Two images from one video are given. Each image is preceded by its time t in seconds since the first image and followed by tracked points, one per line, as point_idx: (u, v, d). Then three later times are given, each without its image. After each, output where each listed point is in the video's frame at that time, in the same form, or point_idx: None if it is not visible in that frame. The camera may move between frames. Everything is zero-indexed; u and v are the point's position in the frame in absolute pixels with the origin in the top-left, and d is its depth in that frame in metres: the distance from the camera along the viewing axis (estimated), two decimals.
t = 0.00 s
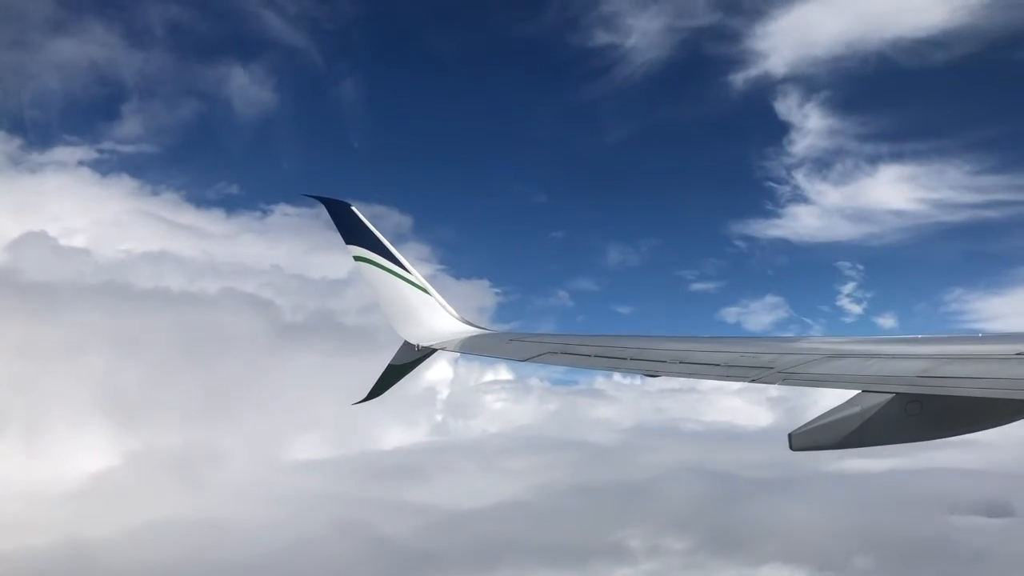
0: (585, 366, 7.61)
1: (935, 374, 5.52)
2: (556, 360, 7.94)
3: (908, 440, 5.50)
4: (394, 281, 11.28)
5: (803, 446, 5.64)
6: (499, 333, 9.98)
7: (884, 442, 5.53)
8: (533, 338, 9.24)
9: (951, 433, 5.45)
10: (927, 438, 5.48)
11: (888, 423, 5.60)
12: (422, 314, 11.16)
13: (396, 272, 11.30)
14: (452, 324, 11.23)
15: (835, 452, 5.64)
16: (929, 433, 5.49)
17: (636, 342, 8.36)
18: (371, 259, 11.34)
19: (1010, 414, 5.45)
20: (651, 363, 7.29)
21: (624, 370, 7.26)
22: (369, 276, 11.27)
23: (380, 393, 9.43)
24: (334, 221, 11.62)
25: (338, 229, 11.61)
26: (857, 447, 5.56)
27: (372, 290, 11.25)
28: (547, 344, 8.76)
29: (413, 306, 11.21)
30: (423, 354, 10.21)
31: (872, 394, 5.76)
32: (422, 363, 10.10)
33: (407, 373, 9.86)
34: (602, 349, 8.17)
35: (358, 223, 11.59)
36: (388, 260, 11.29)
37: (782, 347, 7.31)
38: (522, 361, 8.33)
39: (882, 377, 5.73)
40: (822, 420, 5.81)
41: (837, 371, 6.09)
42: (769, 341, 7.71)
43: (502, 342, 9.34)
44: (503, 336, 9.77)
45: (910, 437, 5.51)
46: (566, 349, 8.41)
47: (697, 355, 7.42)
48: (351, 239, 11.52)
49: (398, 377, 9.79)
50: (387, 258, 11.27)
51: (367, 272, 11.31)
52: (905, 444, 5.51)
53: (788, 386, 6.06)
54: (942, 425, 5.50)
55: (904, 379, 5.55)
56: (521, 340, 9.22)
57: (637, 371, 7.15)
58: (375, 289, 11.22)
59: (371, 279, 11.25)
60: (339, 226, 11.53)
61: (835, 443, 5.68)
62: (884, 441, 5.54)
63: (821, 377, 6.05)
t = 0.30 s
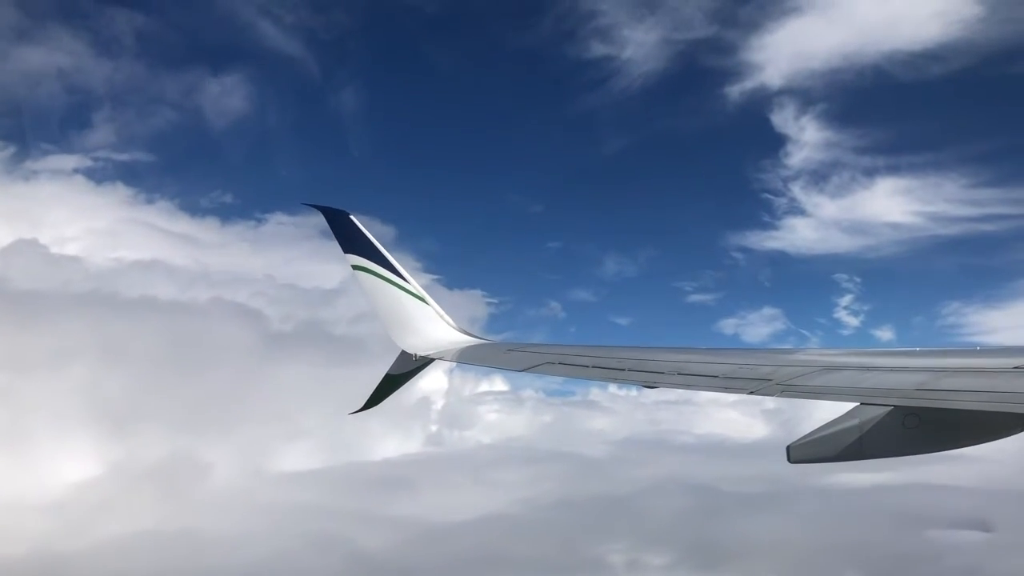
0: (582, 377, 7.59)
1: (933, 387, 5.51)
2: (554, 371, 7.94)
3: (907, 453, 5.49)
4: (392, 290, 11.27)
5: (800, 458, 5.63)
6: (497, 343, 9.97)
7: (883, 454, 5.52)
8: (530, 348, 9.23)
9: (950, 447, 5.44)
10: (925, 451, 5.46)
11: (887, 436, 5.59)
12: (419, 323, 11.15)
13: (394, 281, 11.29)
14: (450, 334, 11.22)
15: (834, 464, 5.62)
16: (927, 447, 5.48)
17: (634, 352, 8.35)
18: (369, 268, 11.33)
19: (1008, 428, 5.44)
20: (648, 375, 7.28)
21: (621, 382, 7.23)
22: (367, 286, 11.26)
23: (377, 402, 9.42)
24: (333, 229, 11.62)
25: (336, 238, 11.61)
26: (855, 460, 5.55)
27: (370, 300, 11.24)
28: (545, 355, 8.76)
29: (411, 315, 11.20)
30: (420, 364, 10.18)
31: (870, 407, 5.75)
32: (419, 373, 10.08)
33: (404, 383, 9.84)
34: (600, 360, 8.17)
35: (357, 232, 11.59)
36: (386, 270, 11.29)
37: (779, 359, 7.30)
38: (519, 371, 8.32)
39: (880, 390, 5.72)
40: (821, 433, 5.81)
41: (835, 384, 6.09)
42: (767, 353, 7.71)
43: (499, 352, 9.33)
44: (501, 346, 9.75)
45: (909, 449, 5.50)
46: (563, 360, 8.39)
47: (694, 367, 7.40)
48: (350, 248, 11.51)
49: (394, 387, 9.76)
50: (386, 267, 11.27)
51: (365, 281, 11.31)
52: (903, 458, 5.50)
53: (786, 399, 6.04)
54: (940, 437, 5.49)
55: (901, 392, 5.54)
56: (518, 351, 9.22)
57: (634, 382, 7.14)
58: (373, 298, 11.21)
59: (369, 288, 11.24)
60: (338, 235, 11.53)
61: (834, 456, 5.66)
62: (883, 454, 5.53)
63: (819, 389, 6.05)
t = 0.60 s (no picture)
0: (582, 384, 7.60)
1: (932, 395, 5.53)
2: (554, 378, 7.95)
3: (906, 461, 5.50)
4: (392, 296, 11.28)
5: (800, 465, 5.64)
6: (496, 349, 9.99)
7: (883, 462, 5.53)
8: (530, 355, 9.24)
9: (949, 455, 5.44)
10: (925, 459, 5.47)
11: (887, 443, 5.61)
12: (419, 330, 11.16)
13: (394, 287, 11.31)
14: (449, 341, 11.23)
15: (834, 472, 5.63)
16: (926, 454, 5.49)
17: (633, 360, 8.36)
18: (369, 274, 11.34)
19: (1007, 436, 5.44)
20: (648, 382, 7.29)
21: (620, 389, 7.24)
22: (366, 291, 11.27)
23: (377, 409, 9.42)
24: (332, 235, 11.64)
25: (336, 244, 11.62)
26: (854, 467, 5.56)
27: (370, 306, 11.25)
28: (544, 361, 8.77)
29: (411, 321, 11.20)
30: (420, 371, 10.19)
31: (869, 415, 5.76)
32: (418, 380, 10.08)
33: (403, 389, 9.84)
34: (600, 367, 8.18)
35: (356, 238, 11.61)
36: (386, 276, 11.30)
37: (779, 366, 7.31)
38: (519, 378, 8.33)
39: (879, 397, 5.73)
40: (820, 440, 5.82)
41: (834, 391, 6.09)
42: (766, 360, 7.72)
43: (499, 359, 9.33)
44: (500, 352, 9.76)
45: (908, 457, 5.51)
46: (563, 367, 8.40)
47: (694, 374, 7.41)
48: (350, 254, 11.53)
49: (394, 393, 9.77)
50: (385, 273, 11.29)
51: (365, 287, 11.32)
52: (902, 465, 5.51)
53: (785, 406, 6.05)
54: (940, 445, 5.50)
55: (901, 400, 5.55)
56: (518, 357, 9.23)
57: (634, 389, 7.15)
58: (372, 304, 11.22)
59: (369, 295, 11.25)
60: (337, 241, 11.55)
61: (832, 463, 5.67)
62: (882, 461, 5.53)
63: (818, 397, 6.06)
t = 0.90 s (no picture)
0: (582, 386, 7.61)
1: (932, 397, 5.54)
2: (554, 379, 7.95)
3: (906, 463, 5.49)
4: (391, 298, 11.28)
5: (799, 467, 5.64)
6: (496, 351, 9.99)
7: (883, 464, 5.52)
8: (530, 357, 9.25)
9: (949, 457, 5.44)
10: (925, 461, 5.47)
11: (887, 446, 5.61)
12: (419, 332, 11.16)
13: (394, 289, 11.31)
14: (449, 342, 11.23)
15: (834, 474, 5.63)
16: (926, 456, 5.49)
17: (633, 362, 8.37)
18: (369, 276, 11.34)
19: (1007, 439, 5.44)
20: (648, 384, 7.30)
21: (620, 391, 7.25)
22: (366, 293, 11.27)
23: (376, 411, 9.42)
24: (332, 238, 11.64)
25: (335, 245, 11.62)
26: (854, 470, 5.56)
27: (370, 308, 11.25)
28: (544, 363, 8.77)
29: (410, 323, 11.20)
30: (419, 373, 10.19)
31: (869, 417, 5.77)
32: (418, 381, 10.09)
33: (403, 391, 9.84)
34: (600, 368, 8.18)
35: (357, 240, 11.60)
36: (386, 278, 11.30)
37: (779, 368, 7.32)
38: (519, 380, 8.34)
39: (878, 400, 5.74)
40: (820, 443, 5.82)
41: (834, 394, 6.10)
42: (766, 362, 7.73)
43: (499, 360, 9.34)
44: (500, 354, 9.77)
45: (908, 459, 5.51)
46: (563, 369, 8.40)
47: (694, 376, 7.42)
48: (350, 257, 11.52)
49: (393, 395, 9.77)
50: (385, 275, 11.29)
51: (365, 289, 11.32)
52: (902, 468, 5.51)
53: (785, 409, 6.06)
54: (940, 448, 5.50)
55: (900, 402, 5.56)
56: (518, 359, 9.24)
57: (634, 391, 7.15)
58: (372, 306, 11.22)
59: (369, 296, 11.25)
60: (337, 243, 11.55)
61: (833, 466, 5.67)
62: (882, 463, 5.54)
63: (818, 399, 6.06)
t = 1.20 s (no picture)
0: (582, 386, 7.62)
1: (932, 397, 5.55)
2: (554, 378, 7.97)
3: (906, 463, 5.51)
4: (392, 297, 11.29)
5: (800, 466, 5.66)
6: (496, 350, 10.01)
7: (883, 463, 5.54)
8: (530, 356, 9.27)
9: (949, 456, 5.46)
10: (925, 461, 5.49)
11: (887, 445, 5.62)
12: (419, 331, 11.17)
13: (394, 288, 11.32)
14: (450, 342, 11.24)
15: (834, 473, 5.65)
16: (926, 456, 5.51)
17: (633, 361, 8.38)
18: (369, 275, 11.35)
19: (1007, 439, 5.46)
20: (648, 383, 7.31)
21: (620, 390, 7.27)
22: (367, 292, 11.28)
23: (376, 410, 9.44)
24: (333, 237, 11.65)
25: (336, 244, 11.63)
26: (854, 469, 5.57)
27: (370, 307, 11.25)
28: (544, 363, 8.78)
29: (411, 322, 11.21)
30: (420, 372, 10.21)
31: (869, 417, 5.78)
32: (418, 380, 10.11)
33: (403, 390, 9.86)
34: (600, 368, 8.20)
35: (357, 239, 11.61)
36: (386, 277, 11.31)
37: (779, 368, 7.33)
38: (519, 379, 8.35)
39: (878, 400, 5.76)
40: (820, 442, 5.83)
41: (833, 393, 6.12)
42: (767, 361, 7.74)
43: (499, 360, 9.36)
44: (501, 353, 9.78)
45: (909, 458, 5.52)
46: (563, 368, 8.42)
47: (694, 376, 7.44)
48: (350, 256, 11.53)
49: (393, 394, 9.78)
50: (385, 274, 11.30)
51: (365, 288, 11.33)
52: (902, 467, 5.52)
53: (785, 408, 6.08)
54: (940, 447, 5.51)
55: (900, 402, 5.58)
56: (518, 358, 9.25)
57: (634, 391, 7.17)
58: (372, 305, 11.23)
59: (369, 296, 11.26)
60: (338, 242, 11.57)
61: (833, 465, 5.69)
62: (882, 462, 5.55)
63: (818, 398, 6.08)
